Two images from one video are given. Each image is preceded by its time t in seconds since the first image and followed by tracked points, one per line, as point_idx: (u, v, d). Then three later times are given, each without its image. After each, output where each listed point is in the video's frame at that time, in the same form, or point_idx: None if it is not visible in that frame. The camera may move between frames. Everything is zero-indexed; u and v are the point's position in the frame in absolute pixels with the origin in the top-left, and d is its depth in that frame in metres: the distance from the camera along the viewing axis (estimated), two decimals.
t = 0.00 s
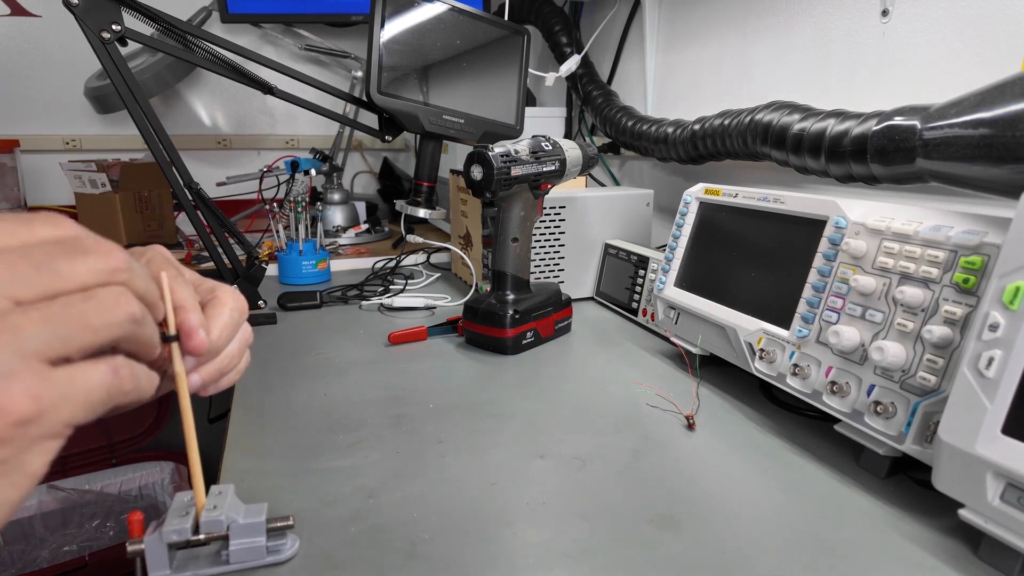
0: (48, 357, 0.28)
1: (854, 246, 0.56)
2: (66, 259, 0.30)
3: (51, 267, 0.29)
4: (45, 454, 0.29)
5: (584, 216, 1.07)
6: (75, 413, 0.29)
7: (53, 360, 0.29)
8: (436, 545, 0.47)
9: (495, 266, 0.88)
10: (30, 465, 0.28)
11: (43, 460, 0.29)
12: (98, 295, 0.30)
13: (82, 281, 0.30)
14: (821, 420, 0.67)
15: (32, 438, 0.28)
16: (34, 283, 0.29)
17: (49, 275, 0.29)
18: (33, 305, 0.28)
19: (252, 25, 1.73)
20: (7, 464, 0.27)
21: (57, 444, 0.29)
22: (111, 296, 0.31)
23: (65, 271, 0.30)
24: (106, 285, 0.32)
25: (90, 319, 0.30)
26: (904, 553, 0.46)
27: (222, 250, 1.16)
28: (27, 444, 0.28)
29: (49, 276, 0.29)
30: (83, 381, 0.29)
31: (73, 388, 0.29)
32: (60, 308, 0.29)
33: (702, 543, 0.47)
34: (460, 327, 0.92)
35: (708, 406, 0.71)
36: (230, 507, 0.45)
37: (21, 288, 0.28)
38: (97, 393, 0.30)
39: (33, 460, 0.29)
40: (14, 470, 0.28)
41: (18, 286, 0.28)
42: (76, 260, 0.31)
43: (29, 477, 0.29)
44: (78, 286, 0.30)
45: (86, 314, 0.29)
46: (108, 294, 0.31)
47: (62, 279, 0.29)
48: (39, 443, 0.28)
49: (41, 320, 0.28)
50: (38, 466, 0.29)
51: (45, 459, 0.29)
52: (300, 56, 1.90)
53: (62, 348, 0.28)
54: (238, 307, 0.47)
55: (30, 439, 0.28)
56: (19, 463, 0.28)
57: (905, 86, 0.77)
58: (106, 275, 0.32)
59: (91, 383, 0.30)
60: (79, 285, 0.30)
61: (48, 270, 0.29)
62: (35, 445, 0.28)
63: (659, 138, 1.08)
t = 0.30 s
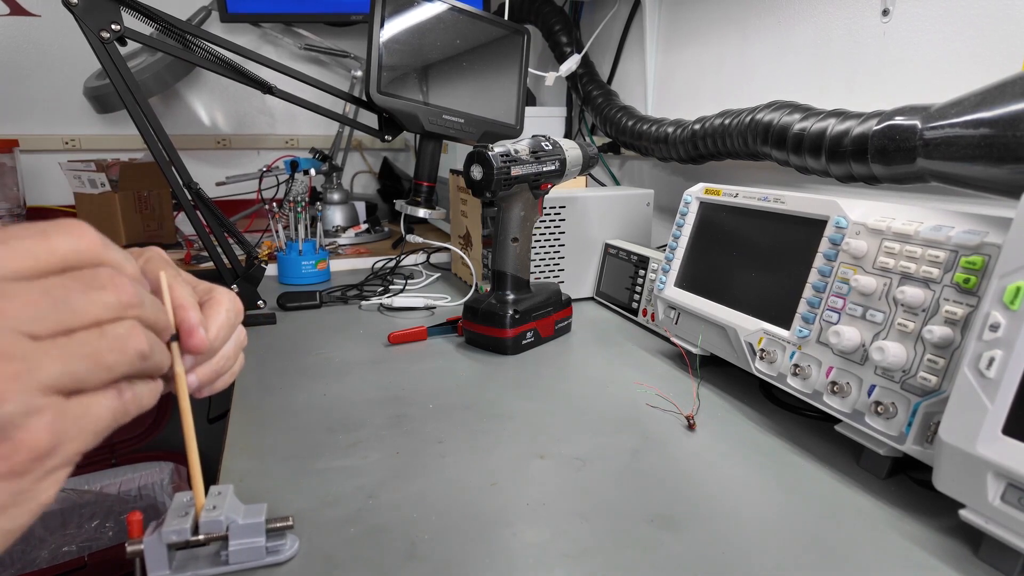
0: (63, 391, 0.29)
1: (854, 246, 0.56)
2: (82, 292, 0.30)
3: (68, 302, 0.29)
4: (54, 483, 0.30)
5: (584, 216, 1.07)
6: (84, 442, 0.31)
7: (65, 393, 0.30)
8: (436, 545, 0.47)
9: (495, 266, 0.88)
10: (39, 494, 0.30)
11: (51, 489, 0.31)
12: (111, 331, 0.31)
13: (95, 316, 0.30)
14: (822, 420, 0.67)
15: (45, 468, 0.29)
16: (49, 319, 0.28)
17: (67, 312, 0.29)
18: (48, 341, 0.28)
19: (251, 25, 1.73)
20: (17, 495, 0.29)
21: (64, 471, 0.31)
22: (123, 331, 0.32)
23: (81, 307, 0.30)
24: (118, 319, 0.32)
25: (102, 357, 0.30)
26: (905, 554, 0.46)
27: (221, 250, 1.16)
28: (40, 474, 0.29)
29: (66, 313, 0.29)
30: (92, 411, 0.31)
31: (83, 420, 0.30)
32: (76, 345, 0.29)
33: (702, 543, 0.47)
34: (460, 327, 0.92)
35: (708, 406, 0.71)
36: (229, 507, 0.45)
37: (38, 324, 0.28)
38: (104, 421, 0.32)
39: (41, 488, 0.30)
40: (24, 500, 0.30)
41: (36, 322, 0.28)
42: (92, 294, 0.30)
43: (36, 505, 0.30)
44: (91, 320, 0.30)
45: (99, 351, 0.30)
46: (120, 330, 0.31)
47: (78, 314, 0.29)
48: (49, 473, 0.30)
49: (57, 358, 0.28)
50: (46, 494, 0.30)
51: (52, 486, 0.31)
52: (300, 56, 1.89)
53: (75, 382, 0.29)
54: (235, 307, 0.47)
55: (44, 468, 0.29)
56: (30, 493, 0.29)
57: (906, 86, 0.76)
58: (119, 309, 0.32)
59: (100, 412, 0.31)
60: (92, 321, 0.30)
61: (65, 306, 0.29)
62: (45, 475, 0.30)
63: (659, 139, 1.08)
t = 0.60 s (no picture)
0: (60, 408, 0.30)
1: (854, 246, 0.56)
2: (89, 312, 0.30)
3: (72, 321, 0.29)
4: (46, 496, 0.31)
5: (584, 216, 1.07)
6: (78, 458, 0.31)
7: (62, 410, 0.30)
8: (436, 545, 0.47)
9: (495, 266, 0.88)
10: (32, 506, 0.31)
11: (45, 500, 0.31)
12: (112, 351, 0.31)
13: (96, 336, 0.31)
14: (821, 420, 0.67)
15: (39, 484, 0.30)
16: (51, 338, 0.29)
17: (70, 333, 0.29)
18: (49, 358, 0.29)
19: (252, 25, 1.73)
20: (9, 509, 0.30)
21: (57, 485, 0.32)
22: (125, 350, 0.32)
23: (85, 327, 0.30)
24: (121, 337, 0.32)
25: (102, 376, 0.31)
26: (904, 554, 0.46)
27: (222, 250, 1.16)
28: (34, 489, 0.30)
29: (68, 332, 0.29)
30: (90, 427, 0.31)
31: (78, 437, 0.31)
32: (75, 364, 0.30)
33: (702, 543, 0.47)
34: (460, 327, 0.92)
35: (708, 406, 0.71)
36: (230, 507, 0.45)
37: (38, 342, 0.29)
38: (100, 438, 0.32)
39: (36, 501, 0.31)
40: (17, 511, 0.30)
41: (37, 339, 0.28)
42: (97, 314, 0.31)
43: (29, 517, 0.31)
44: (92, 339, 0.31)
45: (99, 371, 0.31)
46: (121, 350, 0.32)
47: (80, 334, 0.30)
48: (42, 488, 0.31)
49: (54, 377, 0.29)
50: (38, 507, 0.31)
51: (46, 499, 0.31)
52: (300, 56, 1.90)
53: (71, 401, 0.30)
54: (235, 311, 0.47)
55: (37, 485, 0.30)
56: (23, 508, 0.30)
57: (905, 86, 0.76)
58: (123, 329, 0.32)
59: (97, 429, 0.32)
60: (94, 341, 0.31)
61: (68, 325, 0.29)
62: (40, 489, 0.30)
63: (659, 138, 1.08)
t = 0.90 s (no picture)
0: (57, 425, 0.30)
1: (854, 246, 0.56)
2: (89, 328, 0.30)
3: (73, 337, 0.30)
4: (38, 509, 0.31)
5: (584, 216, 1.07)
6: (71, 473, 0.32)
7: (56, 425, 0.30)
8: (436, 545, 0.47)
9: (495, 266, 0.88)
10: (24, 517, 0.31)
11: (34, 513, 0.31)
12: (107, 367, 0.32)
13: (95, 352, 0.31)
14: (821, 420, 0.67)
15: (33, 498, 0.30)
16: (51, 353, 0.29)
17: (71, 348, 0.30)
18: (47, 373, 0.29)
19: (252, 25, 1.73)
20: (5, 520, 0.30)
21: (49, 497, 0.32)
22: (119, 368, 0.33)
23: (84, 344, 0.30)
24: (117, 354, 0.33)
25: (97, 394, 0.31)
26: (904, 553, 0.46)
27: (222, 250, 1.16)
28: (26, 503, 0.30)
29: (69, 347, 0.30)
30: (84, 444, 0.32)
31: (74, 454, 0.31)
32: (72, 381, 0.30)
33: (702, 543, 0.47)
34: (460, 327, 0.92)
35: (708, 406, 0.71)
36: (230, 507, 0.45)
37: (38, 358, 0.29)
38: (93, 454, 0.32)
39: (27, 512, 0.31)
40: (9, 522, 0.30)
41: (37, 356, 0.28)
42: (98, 331, 0.31)
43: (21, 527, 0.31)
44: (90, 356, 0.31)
45: (95, 389, 0.31)
46: (115, 367, 0.32)
47: (80, 350, 0.30)
48: (34, 502, 0.31)
49: (54, 393, 0.29)
50: (30, 518, 0.31)
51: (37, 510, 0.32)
52: (300, 56, 1.90)
53: (68, 418, 0.30)
54: (233, 312, 0.47)
55: (30, 499, 0.30)
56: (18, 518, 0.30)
57: (905, 86, 0.77)
58: (121, 345, 0.33)
59: (89, 445, 0.32)
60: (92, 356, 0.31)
61: (70, 341, 0.29)
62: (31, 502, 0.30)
63: (659, 138, 1.08)
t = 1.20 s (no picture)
0: (59, 418, 0.30)
1: (854, 246, 0.56)
2: (87, 313, 0.31)
3: (72, 322, 0.30)
4: (42, 508, 0.31)
5: (584, 216, 1.07)
6: (77, 470, 0.31)
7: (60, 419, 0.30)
8: (436, 545, 0.47)
9: (495, 265, 0.88)
10: (27, 518, 0.30)
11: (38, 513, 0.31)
12: (110, 356, 0.32)
13: (96, 338, 0.31)
14: (822, 421, 0.67)
15: (37, 496, 0.30)
16: (50, 341, 0.29)
17: (70, 333, 0.30)
18: (48, 365, 0.30)
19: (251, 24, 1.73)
20: (8, 521, 0.29)
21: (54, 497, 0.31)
22: (121, 356, 0.33)
23: (84, 328, 0.31)
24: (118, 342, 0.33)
25: (101, 383, 0.31)
26: (904, 554, 0.46)
27: (221, 250, 1.16)
28: (31, 501, 0.30)
29: (67, 334, 0.30)
30: (89, 439, 0.31)
31: (79, 448, 0.31)
32: (74, 370, 0.30)
33: (702, 543, 0.47)
34: (460, 327, 0.92)
35: (708, 406, 0.71)
36: (229, 507, 0.45)
37: (39, 347, 0.29)
38: (99, 449, 0.32)
39: (32, 512, 0.30)
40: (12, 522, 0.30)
41: (36, 343, 0.29)
42: (96, 316, 0.31)
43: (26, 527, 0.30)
44: (91, 343, 0.31)
45: (98, 376, 0.31)
46: (118, 355, 0.32)
47: (78, 337, 0.30)
48: (39, 500, 0.30)
49: (54, 384, 0.29)
50: (35, 517, 0.31)
51: (42, 510, 0.31)
52: (300, 56, 1.89)
53: (71, 410, 0.30)
54: (231, 314, 0.46)
55: (34, 496, 0.30)
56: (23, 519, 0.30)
57: (906, 86, 0.76)
58: (121, 332, 0.33)
59: (95, 440, 0.32)
60: (93, 344, 0.31)
61: (70, 326, 0.30)
62: (34, 501, 0.30)
63: (659, 138, 1.08)
